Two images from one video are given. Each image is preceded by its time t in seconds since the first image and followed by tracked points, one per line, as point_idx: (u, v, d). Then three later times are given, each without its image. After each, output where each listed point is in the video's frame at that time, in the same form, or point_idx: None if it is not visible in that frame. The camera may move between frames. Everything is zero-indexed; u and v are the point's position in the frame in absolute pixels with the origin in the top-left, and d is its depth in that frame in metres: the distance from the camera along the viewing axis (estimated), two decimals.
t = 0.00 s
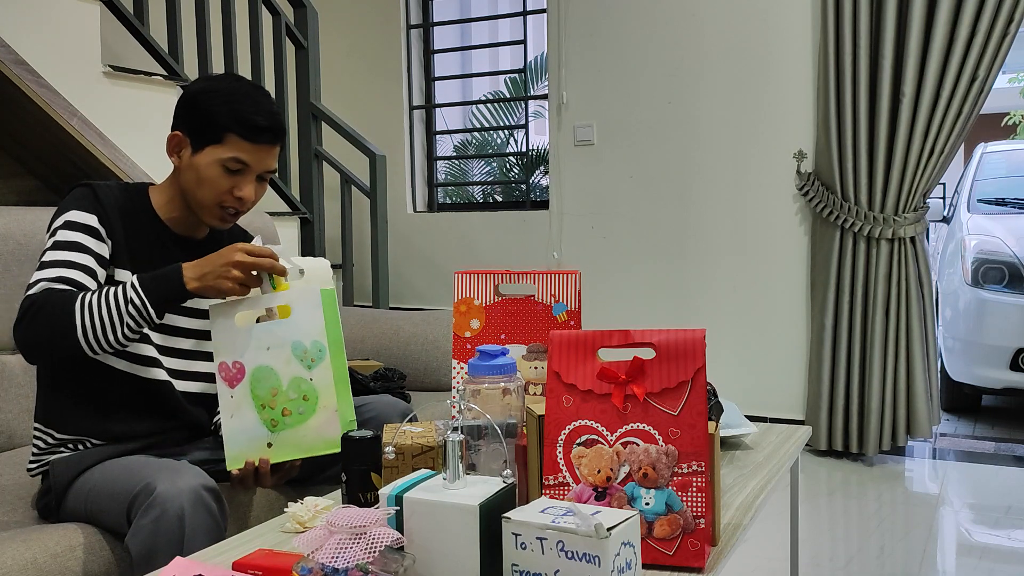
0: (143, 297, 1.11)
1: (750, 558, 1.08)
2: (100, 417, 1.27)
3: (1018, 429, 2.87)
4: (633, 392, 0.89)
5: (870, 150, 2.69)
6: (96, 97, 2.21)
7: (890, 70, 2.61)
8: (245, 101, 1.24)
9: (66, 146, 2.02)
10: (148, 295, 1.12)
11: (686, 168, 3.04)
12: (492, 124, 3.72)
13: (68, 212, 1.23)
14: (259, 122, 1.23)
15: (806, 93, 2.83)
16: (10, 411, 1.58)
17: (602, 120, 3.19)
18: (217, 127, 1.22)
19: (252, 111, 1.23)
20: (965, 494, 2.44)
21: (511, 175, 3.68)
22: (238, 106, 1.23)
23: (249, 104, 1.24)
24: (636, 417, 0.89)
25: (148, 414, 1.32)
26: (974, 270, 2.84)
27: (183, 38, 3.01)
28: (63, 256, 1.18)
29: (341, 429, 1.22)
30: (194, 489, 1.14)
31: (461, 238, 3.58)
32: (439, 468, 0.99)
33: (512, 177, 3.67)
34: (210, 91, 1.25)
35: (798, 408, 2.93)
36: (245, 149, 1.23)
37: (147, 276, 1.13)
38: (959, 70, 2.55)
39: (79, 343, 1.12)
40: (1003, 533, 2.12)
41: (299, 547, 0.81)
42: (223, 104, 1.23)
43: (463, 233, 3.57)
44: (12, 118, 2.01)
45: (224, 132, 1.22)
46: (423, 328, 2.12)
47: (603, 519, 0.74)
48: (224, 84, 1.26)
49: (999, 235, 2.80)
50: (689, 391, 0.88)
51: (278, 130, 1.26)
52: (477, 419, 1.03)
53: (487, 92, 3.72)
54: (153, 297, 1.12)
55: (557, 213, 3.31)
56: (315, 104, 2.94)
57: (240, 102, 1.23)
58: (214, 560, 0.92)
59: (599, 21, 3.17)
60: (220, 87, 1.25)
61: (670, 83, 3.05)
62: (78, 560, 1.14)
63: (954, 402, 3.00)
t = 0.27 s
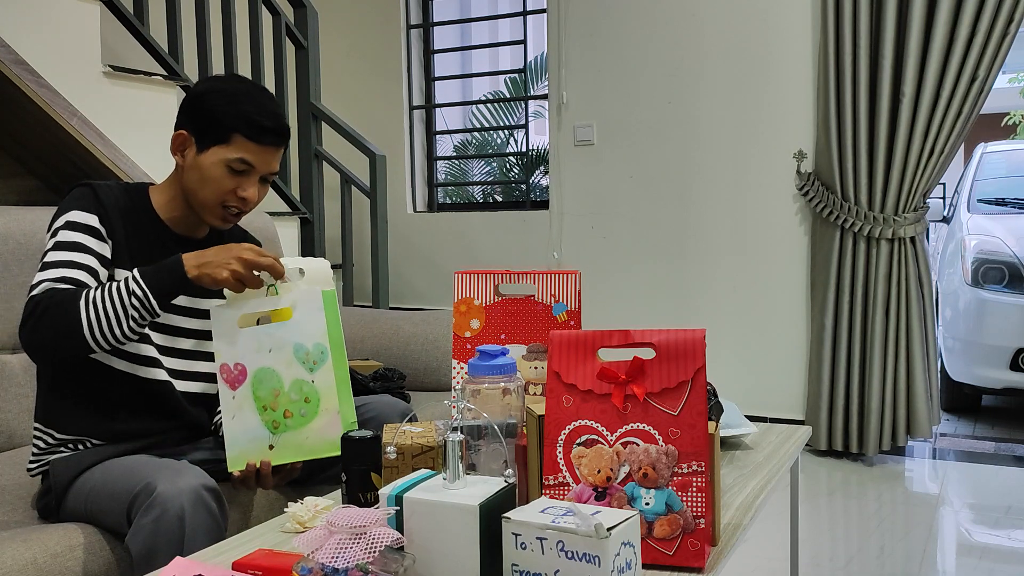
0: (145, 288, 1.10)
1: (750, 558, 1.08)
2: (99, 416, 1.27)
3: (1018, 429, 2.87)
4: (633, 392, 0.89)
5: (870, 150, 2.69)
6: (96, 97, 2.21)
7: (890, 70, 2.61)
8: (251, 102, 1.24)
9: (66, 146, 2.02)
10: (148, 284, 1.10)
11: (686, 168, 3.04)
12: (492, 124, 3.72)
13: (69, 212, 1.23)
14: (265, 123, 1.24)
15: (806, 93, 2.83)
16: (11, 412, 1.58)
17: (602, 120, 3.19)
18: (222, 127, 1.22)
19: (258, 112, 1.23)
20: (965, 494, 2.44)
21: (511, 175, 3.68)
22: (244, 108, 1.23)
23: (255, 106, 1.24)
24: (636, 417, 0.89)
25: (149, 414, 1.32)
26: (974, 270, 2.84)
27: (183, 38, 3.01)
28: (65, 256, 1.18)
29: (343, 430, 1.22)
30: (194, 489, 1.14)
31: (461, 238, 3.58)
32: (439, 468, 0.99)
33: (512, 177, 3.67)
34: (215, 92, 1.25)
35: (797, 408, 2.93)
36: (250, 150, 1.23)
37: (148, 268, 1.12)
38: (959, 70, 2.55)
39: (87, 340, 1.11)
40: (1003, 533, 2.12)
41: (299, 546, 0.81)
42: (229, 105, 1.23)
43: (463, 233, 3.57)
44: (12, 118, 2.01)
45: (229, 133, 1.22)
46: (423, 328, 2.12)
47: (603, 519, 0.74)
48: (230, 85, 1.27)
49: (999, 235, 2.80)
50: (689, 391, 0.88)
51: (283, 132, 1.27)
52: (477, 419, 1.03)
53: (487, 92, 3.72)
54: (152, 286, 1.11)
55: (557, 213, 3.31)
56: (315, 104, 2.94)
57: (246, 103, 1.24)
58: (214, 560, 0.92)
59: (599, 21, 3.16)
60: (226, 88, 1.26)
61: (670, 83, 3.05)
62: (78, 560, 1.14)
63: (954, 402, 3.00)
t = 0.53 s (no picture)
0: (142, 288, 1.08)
1: (750, 558, 1.08)
2: (97, 417, 1.27)
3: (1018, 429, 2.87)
4: (633, 392, 0.89)
5: (870, 150, 2.69)
6: (96, 97, 2.21)
7: (890, 71, 2.61)
8: (247, 90, 1.26)
9: (66, 146, 2.02)
10: (145, 283, 1.08)
11: (686, 168, 3.04)
12: (491, 124, 3.72)
13: (71, 215, 1.24)
14: (261, 110, 1.25)
15: (806, 93, 2.83)
16: (11, 412, 1.58)
17: (602, 120, 3.19)
18: (219, 115, 1.24)
19: (254, 99, 1.25)
20: (965, 494, 2.44)
21: (511, 175, 3.68)
22: (240, 96, 1.24)
23: (251, 93, 1.25)
24: (636, 417, 0.89)
25: (149, 415, 1.32)
26: (974, 270, 2.84)
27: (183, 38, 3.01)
28: (67, 261, 1.19)
29: (344, 431, 1.21)
30: (195, 489, 1.14)
31: (460, 238, 3.59)
32: (439, 468, 0.99)
33: (512, 177, 3.67)
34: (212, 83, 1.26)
35: (797, 408, 2.93)
36: (247, 136, 1.24)
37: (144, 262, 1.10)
38: (959, 70, 2.55)
39: (93, 342, 1.12)
40: (1003, 533, 2.12)
41: (299, 546, 0.81)
42: (226, 93, 1.25)
43: (463, 233, 3.57)
44: (12, 119, 2.01)
45: (226, 120, 1.24)
46: (423, 328, 2.12)
47: (603, 519, 0.74)
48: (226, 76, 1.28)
49: (999, 235, 2.80)
50: (689, 391, 0.88)
51: (280, 119, 1.28)
52: (477, 419, 1.03)
53: (487, 92, 3.72)
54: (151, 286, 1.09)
55: (557, 213, 3.31)
56: (315, 104, 2.94)
57: (242, 91, 1.25)
58: (214, 560, 0.92)
59: (599, 21, 3.16)
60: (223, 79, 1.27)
61: (670, 83, 3.05)
62: (78, 560, 1.14)
63: (954, 402, 3.00)
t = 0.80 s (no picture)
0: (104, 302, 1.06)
1: (750, 558, 1.08)
2: (95, 419, 1.27)
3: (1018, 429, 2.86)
4: (633, 392, 0.89)
5: (870, 150, 2.69)
6: (96, 97, 2.21)
7: (890, 71, 2.61)
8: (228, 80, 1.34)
9: (66, 145, 2.02)
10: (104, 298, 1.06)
11: (686, 168, 3.04)
12: (491, 124, 3.72)
13: (70, 219, 1.24)
14: (237, 91, 1.32)
15: (806, 93, 2.83)
16: (11, 412, 1.58)
17: (602, 120, 3.19)
18: (201, 102, 1.32)
19: (232, 85, 1.32)
20: (965, 494, 2.44)
21: (511, 175, 3.68)
22: (221, 85, 1.32)
23: (232, 82, 1.33)
24: (636, 417, 0.89)
25: (148, 415, 1.32)
26: (974, 270, 2.84)
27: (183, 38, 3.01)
28: (64, 267, 1.19)
29: (345, 429, 1.21)
30: (195, 489, 1.14)
31: (460, 238, 3.59)
32: (439, 468, 0.99)
33: (512, 177, 3.67)
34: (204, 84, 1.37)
35: (797, 408, 2.93)
36: (223, 116, 1.30)
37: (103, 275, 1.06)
38: (959, 70, 2.55)
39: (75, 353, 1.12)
40: (1004, 533, 2.12)
41: (299, 547, 0.81)
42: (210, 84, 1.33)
43: (463, 233, 3.57)
44: (12, 119, 2.01)
45: (205, 105, 1.31)
46: (423, 328, 2.12)
47: (603, 519, 0.74)
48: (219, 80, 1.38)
49: (999, 235, 2.80)
50: (689, 391, 0.88)
51: (259, 103, 1.34)
52: (477, 419, 1.03)
53: (487, 92, 3.72)
54: (108, 299, 1.06)
55: (557, 213, 3.31)
56: (315, 104, 2.94)
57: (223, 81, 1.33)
58: (214, 560, 0.92)
59: (599, 21, 3.16)
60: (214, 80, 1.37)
61: (670, 83, 3.05)
62: (78, 560, 1.14)
63: (954, 402, 3.00)
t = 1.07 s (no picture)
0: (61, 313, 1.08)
1: (750, 558, 1.08)
2: (91, 420, 1.27)
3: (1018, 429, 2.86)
4: (633, 392, 0.89)
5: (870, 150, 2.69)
6: (96, 97, 2.21)
7: (890, 71, 2.61)
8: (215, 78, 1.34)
9: (66, 146, 2.02)
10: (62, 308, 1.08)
11: (686, 168, 3.04)
12: (491, 124, 3.72)
13: (64, 220, 1.24)
14: (223, 89, 1.32)
15: (806, 93, 2.83)
16: (12, 412, 1.58)
17: (602, 120, 3.19)
18: (189, 103, 1.32)
19: (218, 82, 1.32)
20: (965, 494, 2.44)
21: (511, 175, 3.68)
22: (207, 83, 1.33)
23: (218, 79, 1.33)
24: (636, 417, 0.89)
25: (146, 415, 1.32)
26: (974, 270, 2.84)
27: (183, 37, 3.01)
28: (54, 268, 1.19)
29: (343, 426, 1.21)
30: (194, 489, 1.14)
31: (460, 238, 3.59)
32: (439, 468, 0.99)
33: (512, 177, 3.67)
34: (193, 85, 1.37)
35: (798, 408, 2.93)
36: (210, 114, 1.30)
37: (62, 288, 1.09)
38: (959, 70, 2.55)
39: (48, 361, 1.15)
40: (1003, 533, 2.12)
41: (299, 547, 0.81)
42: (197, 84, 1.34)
43: (463, 233, 3.57)
44: (13, 120, 2.01)
45: (193, 105, 1.31)
46: (423, 328, 2.12)
47: (602, 519, 0.74)
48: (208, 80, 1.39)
49: (999, 235, 2.80)
50: (689, 390, 0.88)
51: (246, 98, 1.34)
52: (477, 419, 1.03)
53: (486, 92, 3.72)
54: (67, 312, 1.08)
55: (557, 213, 3.31)
56: (315, 104, 2.94)
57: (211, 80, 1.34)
58: (214, 559, 0.92)
59: (599, 21, 3.16)
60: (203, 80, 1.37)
61: (670, 83, 3.05)
62: (78, 560, 1.14)
63: (954, 402, 3.00)
